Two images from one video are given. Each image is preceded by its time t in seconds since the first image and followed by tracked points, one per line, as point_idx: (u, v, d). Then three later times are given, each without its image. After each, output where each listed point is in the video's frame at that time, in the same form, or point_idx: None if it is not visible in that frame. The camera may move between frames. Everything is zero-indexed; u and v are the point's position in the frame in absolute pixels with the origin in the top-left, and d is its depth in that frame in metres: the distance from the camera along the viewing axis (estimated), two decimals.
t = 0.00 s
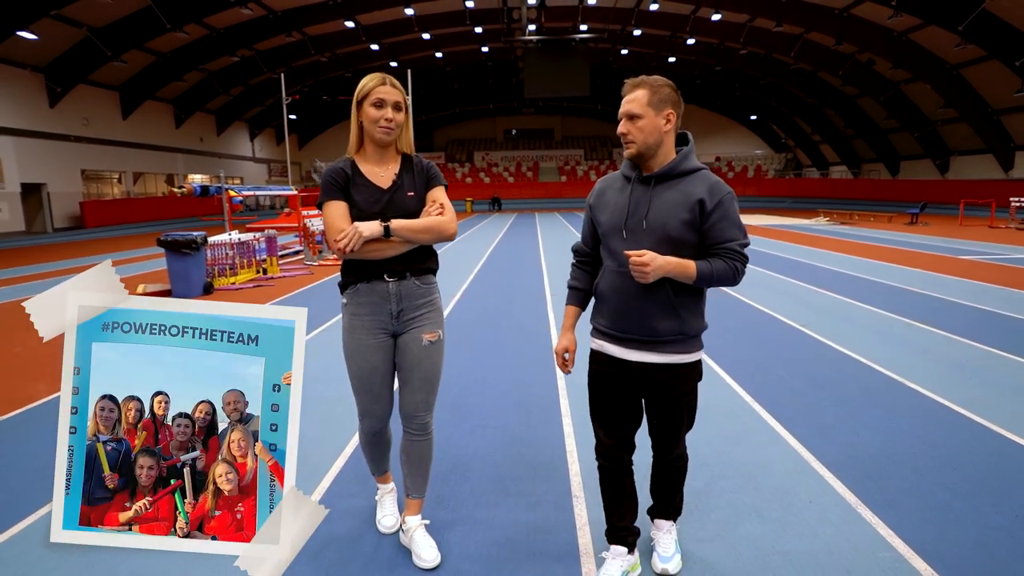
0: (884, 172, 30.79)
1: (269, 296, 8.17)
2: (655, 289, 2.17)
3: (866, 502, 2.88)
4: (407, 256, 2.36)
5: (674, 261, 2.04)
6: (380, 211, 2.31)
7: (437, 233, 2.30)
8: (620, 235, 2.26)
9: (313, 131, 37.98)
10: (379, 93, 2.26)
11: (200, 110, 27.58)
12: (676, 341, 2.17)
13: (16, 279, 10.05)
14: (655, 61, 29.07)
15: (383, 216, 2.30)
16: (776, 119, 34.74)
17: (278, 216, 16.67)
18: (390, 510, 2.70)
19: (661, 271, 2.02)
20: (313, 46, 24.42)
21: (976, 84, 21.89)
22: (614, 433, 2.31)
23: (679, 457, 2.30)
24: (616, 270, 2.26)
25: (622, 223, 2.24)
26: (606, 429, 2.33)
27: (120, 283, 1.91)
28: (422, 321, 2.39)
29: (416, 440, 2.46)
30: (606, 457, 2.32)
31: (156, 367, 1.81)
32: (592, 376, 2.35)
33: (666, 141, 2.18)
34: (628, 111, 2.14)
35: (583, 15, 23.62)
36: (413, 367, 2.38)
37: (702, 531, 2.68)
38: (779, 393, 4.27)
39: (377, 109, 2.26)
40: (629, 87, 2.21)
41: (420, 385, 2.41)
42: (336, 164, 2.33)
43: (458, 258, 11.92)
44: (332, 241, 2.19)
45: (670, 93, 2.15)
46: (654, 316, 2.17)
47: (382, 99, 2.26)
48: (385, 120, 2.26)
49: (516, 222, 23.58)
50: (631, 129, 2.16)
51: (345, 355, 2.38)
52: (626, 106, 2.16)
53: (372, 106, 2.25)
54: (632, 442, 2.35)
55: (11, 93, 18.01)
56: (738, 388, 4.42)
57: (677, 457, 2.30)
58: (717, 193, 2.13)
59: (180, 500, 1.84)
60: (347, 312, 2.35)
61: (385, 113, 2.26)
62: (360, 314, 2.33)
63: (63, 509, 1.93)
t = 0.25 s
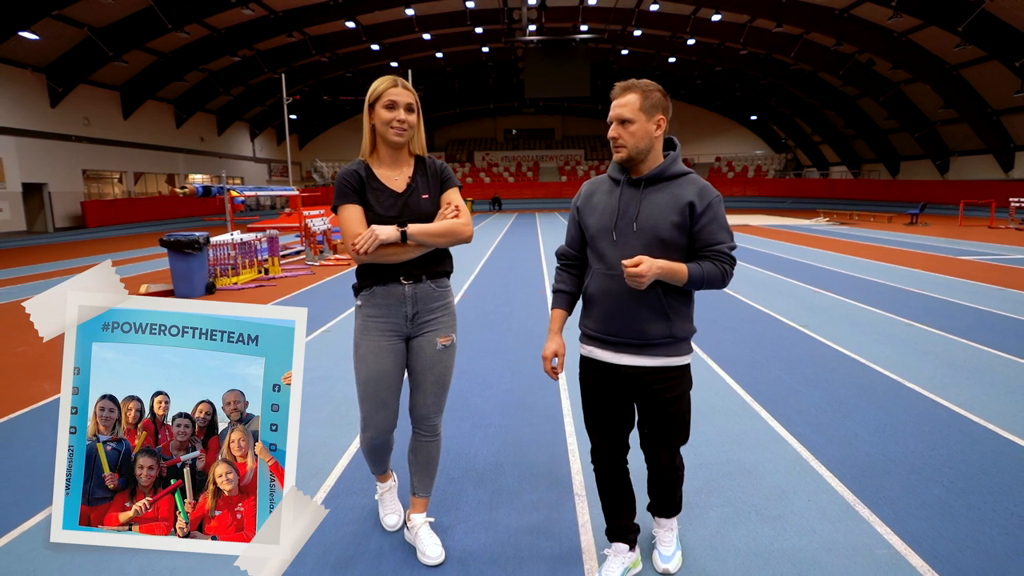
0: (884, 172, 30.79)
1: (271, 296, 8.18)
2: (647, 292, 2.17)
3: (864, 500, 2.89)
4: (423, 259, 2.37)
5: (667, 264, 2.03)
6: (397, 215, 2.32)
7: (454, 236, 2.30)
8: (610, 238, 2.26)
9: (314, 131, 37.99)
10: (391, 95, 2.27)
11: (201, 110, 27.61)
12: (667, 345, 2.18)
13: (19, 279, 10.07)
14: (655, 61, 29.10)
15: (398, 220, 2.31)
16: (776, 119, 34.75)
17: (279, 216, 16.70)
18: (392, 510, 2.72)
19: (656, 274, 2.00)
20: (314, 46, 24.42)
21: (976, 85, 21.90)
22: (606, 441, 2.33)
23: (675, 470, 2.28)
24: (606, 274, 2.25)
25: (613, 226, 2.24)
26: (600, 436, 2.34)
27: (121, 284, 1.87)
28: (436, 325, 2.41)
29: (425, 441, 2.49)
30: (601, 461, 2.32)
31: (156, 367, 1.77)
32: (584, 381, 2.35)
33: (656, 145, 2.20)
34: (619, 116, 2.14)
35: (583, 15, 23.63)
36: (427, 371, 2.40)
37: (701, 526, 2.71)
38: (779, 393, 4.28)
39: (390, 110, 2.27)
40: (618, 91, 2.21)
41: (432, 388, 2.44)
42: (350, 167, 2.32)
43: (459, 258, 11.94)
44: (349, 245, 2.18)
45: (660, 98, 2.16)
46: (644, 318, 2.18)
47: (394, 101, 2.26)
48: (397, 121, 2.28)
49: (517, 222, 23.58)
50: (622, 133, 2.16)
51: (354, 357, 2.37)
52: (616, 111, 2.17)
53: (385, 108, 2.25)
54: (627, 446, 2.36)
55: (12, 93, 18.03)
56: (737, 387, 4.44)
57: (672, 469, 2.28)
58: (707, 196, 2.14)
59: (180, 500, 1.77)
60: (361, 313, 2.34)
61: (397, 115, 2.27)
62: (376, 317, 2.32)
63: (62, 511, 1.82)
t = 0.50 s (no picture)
0: (885, 172, 30.79)
1: (273, 295, 8.19)
2: (642, 292, 2.18)
3: (862, 495, 2.93)
4: (435, 257, 2.37)
5: (665, 263, 2.04)
6: (409, 215, 2.33)
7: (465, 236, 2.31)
8: (605, 237, 2.26)
9: (314, 130, 38.00)
10: (403, 94, 2.27)
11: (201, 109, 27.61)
12: (664, 342, 2.19)
13: (21, 279, 10.08)
14: (656, 62, 29.13)
15: (411, 220, 2.32)
16: (776, 120, 34.76)
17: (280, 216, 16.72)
18: (383, 528, 2.58)
19: (654, 273, 2.01)
20: (315, 45, 24.43)
21: (976, 86, 21.91)
22: (607, 439, 2.33)
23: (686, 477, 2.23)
24: (601, 273, 2.25)
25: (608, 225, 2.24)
26: (600, 432, 2.33)
27: (121, 283, 1.85)
28: (447, 323, 2.41)
29: (432, 437, 2.51)
30: (601, 458, 2.33)
31: (156, 367, 1.75)
32: (583, 378, 2.35)
33: (650, 146, 2.21)
34: (612, 117, 2.14)
35: (583, 16, 23.63)
36: (437, 369, 2.41)
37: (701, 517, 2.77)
38: (779, 392, 4.28)
39: (402, 110, 2.27)
40: (612, 92, 2.21)
41: (440, 386, 2.45)
42: (363, 167, 2.32)
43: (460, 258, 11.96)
44: (362, 246, 2.19)
45: (654, 99, 2.17)
46: (640, 316, 2.19)
47: (406, 100, 2.26)
48: (410, 120, 2.27)
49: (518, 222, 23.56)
50: (616, 134, 2.16)
51: (363, 352, 2.35)
52: (609, 111, 2.16)
53: (397, 107, 2.25)
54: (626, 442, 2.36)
55: (14, 93, 18.03)
56: (738, 385, 4.47)
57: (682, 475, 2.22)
58: (701, 197, 2.16)
59: (180, 499, 1.78)
60: (373, 309, 2.34)
61: (410, 114, 2.27)
62: (387, 312, 2.32)
63: (62, 511, 1.86)
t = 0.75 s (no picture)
0: (885, 171, 30.77)
1: (276, 293, 8.20)
2: (643, 284, 2.19)
3: (860, 488, 2.99)
4: (443, 252, 2.38)
5: (662, 255, 2.06)
6: (419, 208, 2.33)
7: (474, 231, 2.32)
8: (605, 231, 2.28)
9: (314, 129, 38.00)
10: (409, 92, 2.28)
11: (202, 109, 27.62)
12: (666, 335, 2.19)
13: (24, 278, 10.12)
14: (656, 61, 29.14)
15: (421, 214, 2.32)
16: (777, 119, 34.76)
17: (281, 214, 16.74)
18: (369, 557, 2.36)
19: (650, 264, 2.04)
20: (315, 45, 24.41)
21: (977, 85, 21.91)
22: (611, 432, 2.34)
23: (705, 467, 2.14)
24: (603, 267, 2.27)
25: (608, 220, 2.26)
26: (602, 423, 2.35)
27: (121, 283, 1.85)
28: (454, 318, 2.43)
29: (439, 431, 2.55)
30: (604, 451, 2.35)
31: (157, 367, 1.75)
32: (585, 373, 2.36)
33: (647, 140, 2.22)
34: (610, 112, 2.16)
35: (584, 14, 23.61)
36: (444, 364, 2.42)
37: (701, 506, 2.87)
38: (781, 390, 4.28)
39: (409, 108, 2.27)
40: (608, 89, 2.23)
41: (447, 380, 2.47)
42: (374, 161, 2.32)
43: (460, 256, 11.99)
44: (373, 240, 2.19)
45: (649, 95, 2.19)
46: (641, 309, 2.19)
47: (412, 99, 2.27)
48: (417, 118, 2.27)
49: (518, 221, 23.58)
50: (614, 129, 2.17)
51: (369, 345, 2.33)
52: (607, 107, 2.18)
53: (404, 106, 2.26)
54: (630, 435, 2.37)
55: (14, 92, 18.03)
56: (738, 380, 4.52)
57: (702, 468, 2.14)
58: (698, 189, 2.16)
59: (180, 499, 1.78)
60: (381, 303, 2.33)
61: (417, 112, 2.27)
62: (395, 305, 2.32)
63: (62, 510, 1.86)
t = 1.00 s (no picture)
0: (885, 170, 30.75)
1: (277, 292, 8.21)
2: (645, 283, 2.20)
3: (858, 482, 3.03)
4: (445, 250, 2.38)
5: (664, 254, 2.07)
6: (424, 207, 2.33)
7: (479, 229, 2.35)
8: (609, 230, 2.29)
9: (315, 129, 38.01)
10: (409, 91, 2.28)
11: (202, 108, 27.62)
12: (668, 334, 2.19)
13: (26, 278, 10.13)
14: (656, 60, 29.12)
15: (425, 211, 2.32)
16: (777, 118, 34.75)
17: (282, 214, 16.77)
18: (371, 560, 2.36)
19: (651, 263, 2.05)
20: (315, 44, 24.40)
21: (977, 84, 21.90)
22: (614, 425, 2.38)
23: (708, 467, 2.15)
24: (607, 266, 2.29)
25: (612, 218, 2.27)
26: (605, 418, 2.39)
27: (122, 283, 1.80)
28: (455, 316, 2.43)
29: (442, 427, 2.57)
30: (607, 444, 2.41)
31: (157, 367, 1.71)
32: (590, 369, 2.39)
33: (652, 139, 2.22)
34: (615, 111, 2.16)
35: (584, 14, 23.61)
36: (445, 361, 2.43)
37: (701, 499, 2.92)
38: (783, 390, 4.27)
39: (409, 107, 2.28)
40: (614, 88, 2.23)
41: (450, 376, 2.48)
42: (377, 159, 2.30)
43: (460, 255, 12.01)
44: (379, 236, 2.18)
45: (654, 93, 2.19)
46: (643, 308, 2.20)
47: (413, 97, 2.28)
48: (417, 116, 2.28)
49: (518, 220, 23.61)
50: (619, 128, 2.18)
51: (371, 345, 2.32)
52: (612, 106, 2.18)
53: (405, 104, 2.26)
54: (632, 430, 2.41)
55: (15, 92, 18.03)
56: (737, 376, 4.56)
57: (705, 467, 2.15)
58: (703, 187, 2.16)
59: (180, 499, 1.74)
60: (383, 304, 2.33)
61: (417, 111, 2.28)
62: (396, 304, 2.31)
63: (62, 510, 1.79)
